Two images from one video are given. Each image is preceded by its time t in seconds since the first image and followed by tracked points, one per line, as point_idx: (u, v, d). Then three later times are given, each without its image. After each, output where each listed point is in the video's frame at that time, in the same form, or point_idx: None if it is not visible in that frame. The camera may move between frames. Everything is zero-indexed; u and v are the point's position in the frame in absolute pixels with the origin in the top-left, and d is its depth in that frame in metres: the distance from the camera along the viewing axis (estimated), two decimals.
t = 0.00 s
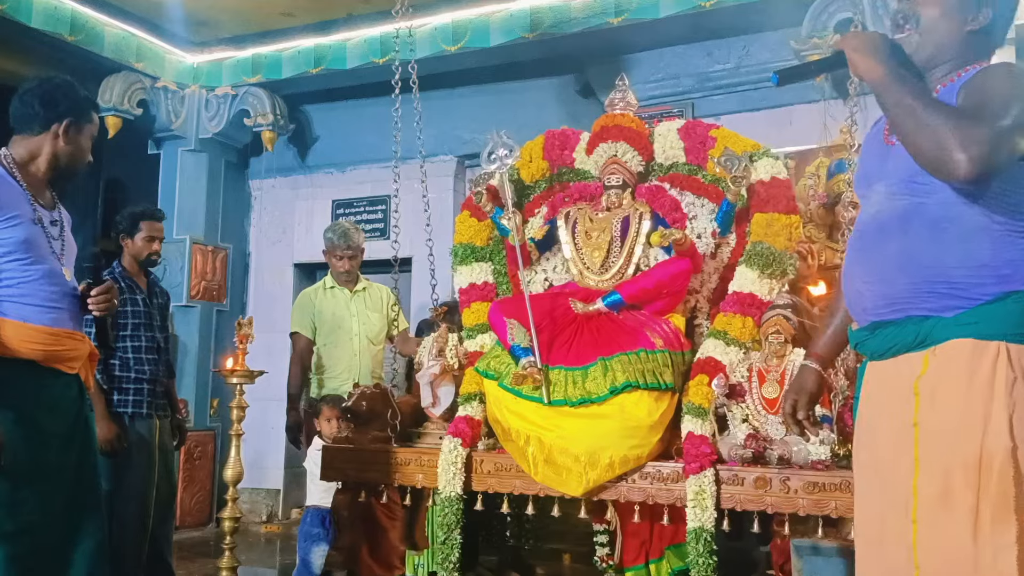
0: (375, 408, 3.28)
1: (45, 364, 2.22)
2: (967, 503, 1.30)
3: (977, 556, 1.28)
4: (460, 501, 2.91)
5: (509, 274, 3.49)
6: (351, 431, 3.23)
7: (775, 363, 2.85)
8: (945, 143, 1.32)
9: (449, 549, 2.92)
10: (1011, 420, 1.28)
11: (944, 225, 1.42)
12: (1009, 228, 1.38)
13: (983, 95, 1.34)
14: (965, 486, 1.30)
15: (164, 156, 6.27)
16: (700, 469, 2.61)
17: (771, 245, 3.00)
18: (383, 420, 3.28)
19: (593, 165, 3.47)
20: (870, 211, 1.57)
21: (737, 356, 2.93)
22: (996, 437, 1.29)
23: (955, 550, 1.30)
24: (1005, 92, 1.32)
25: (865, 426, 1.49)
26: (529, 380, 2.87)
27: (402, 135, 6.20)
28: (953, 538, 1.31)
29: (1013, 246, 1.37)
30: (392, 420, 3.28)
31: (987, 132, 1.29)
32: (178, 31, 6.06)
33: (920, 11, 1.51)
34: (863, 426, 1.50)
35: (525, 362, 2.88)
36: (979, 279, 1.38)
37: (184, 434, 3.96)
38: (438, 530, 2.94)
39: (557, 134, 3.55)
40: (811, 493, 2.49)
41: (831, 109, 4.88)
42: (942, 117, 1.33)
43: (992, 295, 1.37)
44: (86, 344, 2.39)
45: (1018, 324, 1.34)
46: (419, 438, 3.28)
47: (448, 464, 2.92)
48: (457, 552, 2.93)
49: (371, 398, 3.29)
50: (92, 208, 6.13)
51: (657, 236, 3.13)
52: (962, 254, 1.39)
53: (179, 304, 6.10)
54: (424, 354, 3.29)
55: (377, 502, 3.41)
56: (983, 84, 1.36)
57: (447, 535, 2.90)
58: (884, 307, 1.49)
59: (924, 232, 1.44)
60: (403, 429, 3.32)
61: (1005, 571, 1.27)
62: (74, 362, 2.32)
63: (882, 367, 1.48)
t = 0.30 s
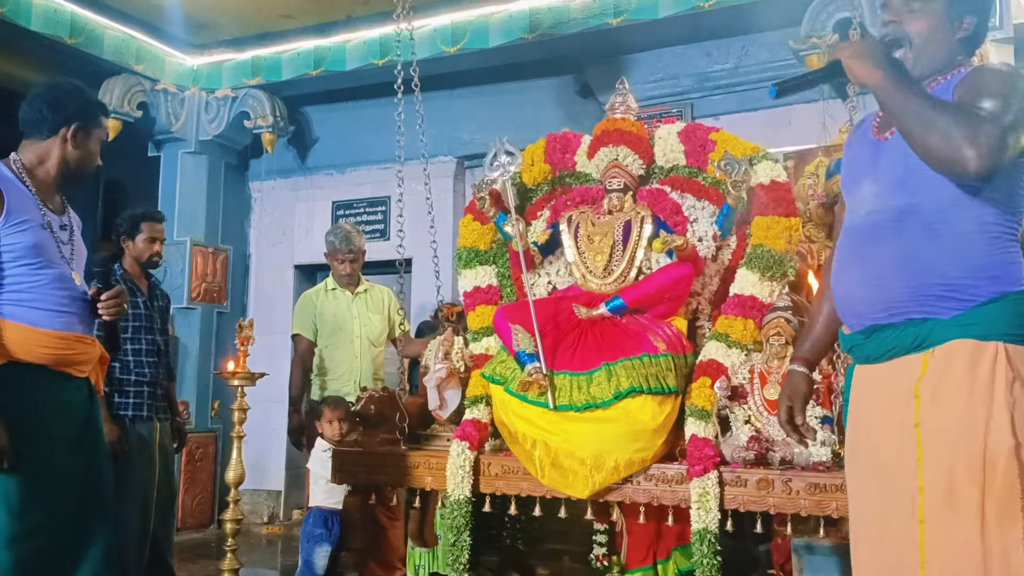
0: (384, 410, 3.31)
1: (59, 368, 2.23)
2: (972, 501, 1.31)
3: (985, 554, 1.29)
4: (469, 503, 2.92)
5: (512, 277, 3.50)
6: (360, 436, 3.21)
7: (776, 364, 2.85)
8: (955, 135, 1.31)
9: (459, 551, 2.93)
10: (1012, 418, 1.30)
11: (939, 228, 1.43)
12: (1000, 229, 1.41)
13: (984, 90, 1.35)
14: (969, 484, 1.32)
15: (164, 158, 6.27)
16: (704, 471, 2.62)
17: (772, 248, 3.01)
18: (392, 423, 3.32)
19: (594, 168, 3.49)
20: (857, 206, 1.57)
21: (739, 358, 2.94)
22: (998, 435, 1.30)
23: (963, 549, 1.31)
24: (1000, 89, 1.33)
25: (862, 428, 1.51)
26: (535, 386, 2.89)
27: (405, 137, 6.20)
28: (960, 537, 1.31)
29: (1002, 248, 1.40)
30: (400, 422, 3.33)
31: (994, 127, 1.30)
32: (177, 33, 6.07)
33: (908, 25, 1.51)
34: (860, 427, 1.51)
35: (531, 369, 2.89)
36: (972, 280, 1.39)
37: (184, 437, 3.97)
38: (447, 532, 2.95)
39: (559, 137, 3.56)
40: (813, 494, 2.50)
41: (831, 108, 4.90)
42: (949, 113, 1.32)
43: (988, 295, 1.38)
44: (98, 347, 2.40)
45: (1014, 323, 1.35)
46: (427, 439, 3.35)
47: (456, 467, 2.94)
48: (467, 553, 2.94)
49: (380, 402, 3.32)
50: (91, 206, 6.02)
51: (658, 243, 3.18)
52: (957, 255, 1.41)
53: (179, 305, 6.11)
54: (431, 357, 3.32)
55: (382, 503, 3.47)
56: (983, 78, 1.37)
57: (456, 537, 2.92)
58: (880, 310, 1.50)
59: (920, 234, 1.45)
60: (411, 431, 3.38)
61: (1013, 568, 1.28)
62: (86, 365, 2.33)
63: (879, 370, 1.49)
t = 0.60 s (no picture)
0: (387, 412, 3.33)
1: (81, 369, 2.21)
2: (960, 497, 1.32)
3: (971, 550, 1.30)
4: (473, 504, 2.94)
5: (513, 278, 3.50)
6: (362, 438, 3.22)
7: (776, 363, 2.85)
8: (936, 141, 1.33)
9: (463, 551, 2.93)
10: (1002, 414, 1.30)
11: (935, 223, 1.43)
12: (994, 224, 1.41)
13: (968, 95, 1.36)
14: (957, 480, 1.33)
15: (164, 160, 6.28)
16: (704, 471, 2.63)
17: (770, 248, 3.02)
18: (396, 424, 3.35)
19: (593, 169, 3.49)
20: (856, 206, 1.58)
21: (739, 358, 2.96)
22: (988, 431, 1.31)
23: (950, 543, 1.33)
24: (985, 94, 1.34)
25: (862, 422, 1.53)
26: (535, 388, 2.89)
27: (405, 139, 6.20)
28: (947, 531, 1.33)
29: (998, 243, 1.40)
30: (403, 423, 3.34)
31: (974, 131, 1.30)
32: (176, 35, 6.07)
33: (898, 25, 1.52)
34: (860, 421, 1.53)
35: (532, 372, 2.90)
36: (969, 276, 1.39)
37: (183, 438, 3.99)
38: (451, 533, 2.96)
39: (558, 138, 3.57)
40: (813, 492, 2.51)
41: (830, 107, 4.91)
42: (932, 118, 1.34)
43: (983, 291, 1.38)
44: (116, 346, 2.37)
45: (1012, 320, 1.34)
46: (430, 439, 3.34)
47: (459, 469, 2.95)
48: (471, 553, 2.93)
49: (382, 403, 3.34)
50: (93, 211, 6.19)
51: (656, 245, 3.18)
52: (952, 253, 1.41)
53: (180, 307, 6.12)
54: (433, 359, 3.34)
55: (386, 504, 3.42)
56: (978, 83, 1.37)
57: (461, 538, 2.92)
58: (877, 308, 1.51)
59: (917, 229, 1.45)
60: (415, 431, 3.36)
61: (998, 565, 1.29)
62: (105, 365, 2.30)
63: (877, 365, 1.51)
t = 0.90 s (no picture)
0: (384, 412, 3.29)
1: (98, 369, 2.20)
2: (950, 499, 1.32)
3: (960, 553, 1.30)
4: (469, 504, 2.94)
5: (510, 278, 3.52)
6: (357, 438, 3.21)
7: (772, 363, 2.86)
8: (917, 123, 1.33)
9: (458, 551, 2.93)
10: (993, 415, 1.29)
11: (929, 219, 1.44)
12: (997, 220, 1.40)
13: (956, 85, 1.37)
14: (947, 482, 1.32)
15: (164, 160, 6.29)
16: (701, 471, 2.63)
17: (767, 247, 3.03)
18: (392, 424, 3.32)
19: (590, 169, 3.49)
20: (865, 206, 1.61)
21: (735, 358, 2.96)
22: (977, 433, 1.30)
23: (940, 546, 1.32)
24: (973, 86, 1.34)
25: (865, 421, 1.54)
26: (532, 388, 2.88)
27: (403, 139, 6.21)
28: (937, 533, 1.33)
29: (999, 239, 1.39)
30: (400, 423, 3.33)
31: (956, 118, 1.31)
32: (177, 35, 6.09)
33: (904, 18, 1.54)
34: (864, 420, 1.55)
35: (528, 370, 2.88)
36: (964, 271, 1.39)
37: (183, 439, 3.99)
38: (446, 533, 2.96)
39: (555, 138, 3.57)
40: (809, 492, 2.51)
41: (830, 107, 4.90)
42: (915, 101, 1.34)
43: (980, 288, 1.38)
44: (133, 345, 2.36)
45: (1007, 320, 1.33)
46: (425, 439, 3.37)
47: (455, 469, 2.96)
48: (466, 553, 2.94)
49: (379, 403, 3.28)
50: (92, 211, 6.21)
51: (653, 245, 3.09)
52: (947, 248, 1.41)
53: (180, 307, 6.13)
54: (428, 359, 3.32)
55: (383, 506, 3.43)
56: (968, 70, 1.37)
57: (456, 538, 2.91)
58: (876, 305, 1.53)
59: (912, 226, 1.46)
60: (410, 432, 3.38)
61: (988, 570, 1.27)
62: (121, 365, 2.28)
63: (879, 363, 1.52)
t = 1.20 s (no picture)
0: (376, 412, 3.27)
1: (99, 371, 2.19)
2: (961, 505, 1.36)
3: (967, 555, 1.34)
4: (462, 504, 2.94)
5: (505, 277, 3.52)
6: (350, 439, 3.20)
7: (770, 363, 2.86)
8: (905, 115, 1.43)
9: (450, 552, 2.94)
10: (1007, 425, 1.32)
11: (946, 217, 1.50)
12: (1012, 217, 1.43)
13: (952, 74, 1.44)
14: (959, 488, 1.36)
15: (166, 161, 6.31)
16: (696, 470, 2.63)
17: (764, 247, 3.03)
18: (384, 424, 3.30)
19: (587, 168, 3.50)
20: (889, 206, 1.66)
21: (732, 358, 2.95)
22: (991, 442, 1.33)
23: (948, 549, 1.37)
24: (966, 76, 1.41)
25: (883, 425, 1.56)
26: (525, 385, 2.89)
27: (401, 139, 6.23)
28: (946, 537, 1.37)
29: (1014, 237, 1.42)
30: (392, 424, 3.31)
31: (939, 112, 1.40)
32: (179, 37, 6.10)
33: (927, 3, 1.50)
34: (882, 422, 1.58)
35: (522, 368, 2.91)
36: (981, 271, 1.42)
37: (183, 439, 3.92)
38: (439, 533, 2.95)
39: (552, 138, 3.58)
40: (807, 492, 2.51)
41: (831, 108, 4.89)
42: (905, 93, 1.43)
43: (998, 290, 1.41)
44: (134, 346, 2.36)
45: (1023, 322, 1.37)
46: (419, 441, 3.33)
47: (448, 468, 2.94)
48: (458, 555, 2.94)
49: (371, 403, 3.26)
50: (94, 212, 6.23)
51: (651, 240, 3.17)
52: (963, 246, 1.45)
53: (181, 308, 6.13)
54: (423, 359, 3.33)
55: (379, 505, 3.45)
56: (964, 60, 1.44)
57: (448, 539, 2.92)
58: (895, 307, 1.56)
59: (930, 226, 1.51)
60: (403, 433, 3.36)
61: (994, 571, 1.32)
62: (122, 366, 2.28)
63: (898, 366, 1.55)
